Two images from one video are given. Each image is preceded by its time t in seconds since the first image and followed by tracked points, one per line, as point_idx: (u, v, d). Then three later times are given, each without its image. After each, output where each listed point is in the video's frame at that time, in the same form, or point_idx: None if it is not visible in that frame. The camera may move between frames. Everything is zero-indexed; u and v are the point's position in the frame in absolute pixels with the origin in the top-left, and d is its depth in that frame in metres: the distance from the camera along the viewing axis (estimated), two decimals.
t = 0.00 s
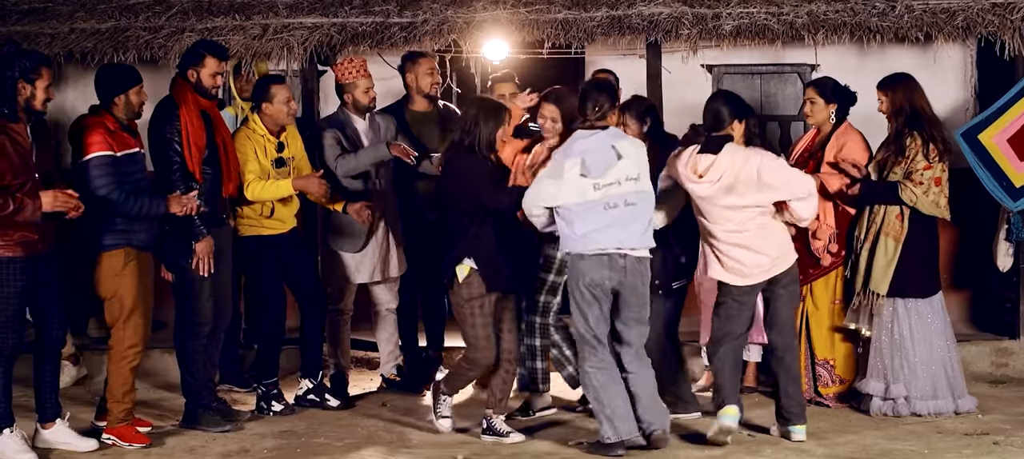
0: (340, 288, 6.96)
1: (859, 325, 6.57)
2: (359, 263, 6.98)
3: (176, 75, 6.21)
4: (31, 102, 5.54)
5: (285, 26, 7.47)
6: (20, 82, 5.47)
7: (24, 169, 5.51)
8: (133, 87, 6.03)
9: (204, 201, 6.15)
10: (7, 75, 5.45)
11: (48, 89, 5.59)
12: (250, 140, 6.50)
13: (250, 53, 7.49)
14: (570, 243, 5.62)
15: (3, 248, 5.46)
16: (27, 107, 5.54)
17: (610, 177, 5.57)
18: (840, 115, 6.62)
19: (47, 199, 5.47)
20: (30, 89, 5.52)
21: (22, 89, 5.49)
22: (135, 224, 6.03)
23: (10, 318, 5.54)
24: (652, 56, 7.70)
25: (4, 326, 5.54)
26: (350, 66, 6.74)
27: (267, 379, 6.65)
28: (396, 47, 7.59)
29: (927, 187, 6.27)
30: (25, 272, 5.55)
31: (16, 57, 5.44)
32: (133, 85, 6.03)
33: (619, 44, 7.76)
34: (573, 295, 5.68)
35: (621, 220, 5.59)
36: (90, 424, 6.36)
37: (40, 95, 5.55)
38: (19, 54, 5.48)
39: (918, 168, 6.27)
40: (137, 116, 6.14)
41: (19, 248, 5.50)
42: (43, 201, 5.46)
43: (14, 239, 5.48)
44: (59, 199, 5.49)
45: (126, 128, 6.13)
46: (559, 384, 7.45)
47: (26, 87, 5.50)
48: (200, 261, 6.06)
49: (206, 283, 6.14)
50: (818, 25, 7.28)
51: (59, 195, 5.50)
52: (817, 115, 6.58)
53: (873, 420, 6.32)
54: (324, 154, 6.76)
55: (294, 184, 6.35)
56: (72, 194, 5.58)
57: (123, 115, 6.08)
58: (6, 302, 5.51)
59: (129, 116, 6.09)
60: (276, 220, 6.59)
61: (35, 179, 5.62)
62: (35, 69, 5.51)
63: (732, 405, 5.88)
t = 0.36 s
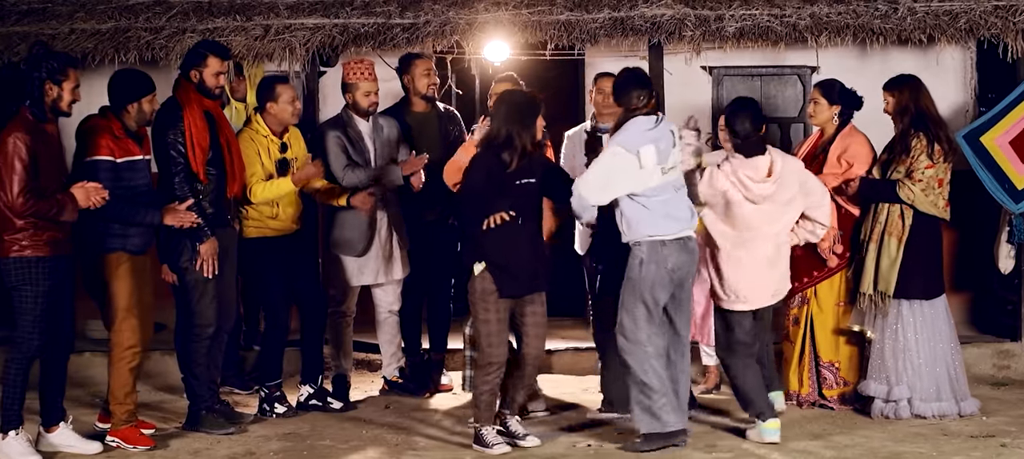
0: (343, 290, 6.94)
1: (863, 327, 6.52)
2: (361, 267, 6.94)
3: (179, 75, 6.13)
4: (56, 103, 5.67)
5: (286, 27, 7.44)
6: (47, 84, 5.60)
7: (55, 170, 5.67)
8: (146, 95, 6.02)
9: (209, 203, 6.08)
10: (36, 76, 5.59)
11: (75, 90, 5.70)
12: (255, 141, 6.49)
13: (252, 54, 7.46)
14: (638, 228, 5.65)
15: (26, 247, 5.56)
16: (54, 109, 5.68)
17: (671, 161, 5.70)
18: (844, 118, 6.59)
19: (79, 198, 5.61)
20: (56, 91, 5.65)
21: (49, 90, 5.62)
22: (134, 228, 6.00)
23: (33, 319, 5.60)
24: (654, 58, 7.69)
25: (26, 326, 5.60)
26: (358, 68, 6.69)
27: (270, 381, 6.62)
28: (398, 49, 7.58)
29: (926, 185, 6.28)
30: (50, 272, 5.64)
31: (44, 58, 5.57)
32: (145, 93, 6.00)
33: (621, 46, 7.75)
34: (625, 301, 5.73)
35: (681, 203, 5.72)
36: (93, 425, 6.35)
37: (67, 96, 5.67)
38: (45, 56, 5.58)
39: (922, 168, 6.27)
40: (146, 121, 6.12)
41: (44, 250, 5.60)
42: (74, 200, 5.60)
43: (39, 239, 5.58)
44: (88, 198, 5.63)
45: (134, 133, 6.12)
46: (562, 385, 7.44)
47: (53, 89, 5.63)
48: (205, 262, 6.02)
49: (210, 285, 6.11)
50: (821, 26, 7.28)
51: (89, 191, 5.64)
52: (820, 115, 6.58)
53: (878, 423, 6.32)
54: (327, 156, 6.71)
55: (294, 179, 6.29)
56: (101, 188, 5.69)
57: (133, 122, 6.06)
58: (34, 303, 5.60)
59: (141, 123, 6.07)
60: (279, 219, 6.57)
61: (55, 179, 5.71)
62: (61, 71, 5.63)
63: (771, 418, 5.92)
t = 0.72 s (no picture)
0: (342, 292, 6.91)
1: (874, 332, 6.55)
2: (360, 268, 6.90)
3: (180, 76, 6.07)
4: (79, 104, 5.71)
5: (285, 28, 7.42)
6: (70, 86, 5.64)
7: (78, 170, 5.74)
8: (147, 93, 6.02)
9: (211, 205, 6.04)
10: (58, 77, 5.63)
11: (97, 93, 5.72)
12: (256, 134, 6.45)
13: (250, 55, 7.43)
14: (685, 243, 5.62)
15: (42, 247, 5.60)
16: (76, 110, 5.73)
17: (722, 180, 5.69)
18: (846, 119, 6.61)
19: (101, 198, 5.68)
20: (79, 93, 5.68)
21: (71, 92, 5.66)
22: (129, 231, 5.93)
23: (52, 318, 5.64)
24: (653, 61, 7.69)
25: (45, 325, 5.64)
26: (362, 69, 6.67)
27: (270, 383, 6.57)
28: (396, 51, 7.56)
29: (933, 185, 6.27)
30: (66, 273, 5.67)
31: (67, 60, 5.60)
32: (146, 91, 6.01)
33: (620, 48, 7.74)
34: (669, 315, 5.71)
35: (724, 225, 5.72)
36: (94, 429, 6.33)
37: (89, 98, 5.70)
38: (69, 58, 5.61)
39: (926, 169, 6.25)
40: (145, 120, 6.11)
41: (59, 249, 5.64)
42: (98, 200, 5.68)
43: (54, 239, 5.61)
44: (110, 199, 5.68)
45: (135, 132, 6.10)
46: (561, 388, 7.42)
47: (76, 91, 5.67)
48: (207, 264, 5.99)
49: (211, 287, 6.07)
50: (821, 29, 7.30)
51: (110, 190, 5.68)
52: (824, 117, 6.59)
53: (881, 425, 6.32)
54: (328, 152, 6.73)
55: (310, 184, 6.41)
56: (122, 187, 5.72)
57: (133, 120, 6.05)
58: (51, 302, 5.64)
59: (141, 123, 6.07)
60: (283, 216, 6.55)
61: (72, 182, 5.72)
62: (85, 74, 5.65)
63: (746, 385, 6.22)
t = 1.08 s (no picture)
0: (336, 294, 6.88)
1: (870, 335, 6.55)
2: (354, 271, 6.87)
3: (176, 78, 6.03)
4: (72, 103, 5.59)
5: (279, 30, 7.39)
6: (63, 85, 5.53)
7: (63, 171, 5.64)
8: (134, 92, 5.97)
9: (209, 207, 6.00)
10: (51, 77, 5.51)
11: (89, 93, 5.63)
12: (255, 139, 6.41)
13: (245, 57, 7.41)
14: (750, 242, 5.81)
15: (25, 250, 5.49)
16: (69, 110, 5.61)
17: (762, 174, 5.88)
18: (843, 122, 6.64)
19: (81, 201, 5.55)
20: (73, 92, 5.57)
21: (65, 92, 5.55)
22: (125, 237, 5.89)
23: (30, 322, 5.53)
24: (647, 63, 7.69)
25: (23, 328, 5.54)
26: (361, 72, 6.65)
27: (265, 386, 6.53)
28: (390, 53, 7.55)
29: (935, 189, 6.30)
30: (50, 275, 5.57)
31: (63, 59, 5.50)
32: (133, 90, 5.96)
33: (613, 51, 7.74)
34: (722, 322, 5.84)
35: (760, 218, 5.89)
36: (87, 433, 6.28)
37: (82, 98, 5.60)
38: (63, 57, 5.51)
39: (927, 173, 6.28)
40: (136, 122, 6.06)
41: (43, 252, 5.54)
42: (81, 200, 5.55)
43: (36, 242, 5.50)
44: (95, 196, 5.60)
45: (127, 133, 6.04)
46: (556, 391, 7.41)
47: (69, 90, 5.56)
48: (204, 267, 5.94)
49: (209, 289, 6.03)
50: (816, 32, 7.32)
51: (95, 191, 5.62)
52: (821, 120, 6.60)
53: (876, 428, 6.31)
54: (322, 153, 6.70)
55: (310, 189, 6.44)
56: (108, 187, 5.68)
57: (122, 121, 6.00)
58: (31, 306, 5.53)
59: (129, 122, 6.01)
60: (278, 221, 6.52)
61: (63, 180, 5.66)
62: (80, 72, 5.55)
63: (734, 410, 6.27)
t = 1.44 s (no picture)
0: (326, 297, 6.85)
1: (863, 338, 6.57)
2: (343, 274, 6.84)
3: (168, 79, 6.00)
4: (42, 102, 5.49)
5: (269, 32, 7.38)
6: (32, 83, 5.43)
7: (30, 174, 5.48)
8: (123, 89, 5.89)
9: (201, 210, 5.97)
10: (23, 75, 5.43)
11: (61, 94, 5.54)
12: (245, 145, 6.36)
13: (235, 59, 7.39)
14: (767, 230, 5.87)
15: None
16: (37, 111, 5.50)
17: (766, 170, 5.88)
18: (833, 126, 6.65)
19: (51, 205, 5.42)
20: (42, 91, 5.47)
21: (36, 91, 5.45)
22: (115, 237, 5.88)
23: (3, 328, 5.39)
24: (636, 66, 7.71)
25: None
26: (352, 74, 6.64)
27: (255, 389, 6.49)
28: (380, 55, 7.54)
29: (921, 192, 6.33)
30: (22, 280, 5.43)
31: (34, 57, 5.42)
32: (122, 87, 5.89)
33: (602, 53, 7.75)
34: (724, 318, 5.95)
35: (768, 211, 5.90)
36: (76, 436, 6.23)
37: (52, 97, 5.50)
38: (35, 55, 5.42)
39: (918, 176, 6.29)
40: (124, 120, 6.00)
41: (17, 256, 5.40)
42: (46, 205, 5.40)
43: (12, 245, 5.37)
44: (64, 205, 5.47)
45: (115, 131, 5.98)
46: (546, 394, 7.39)
47: (39, 89, 5.46)
48: (196, 269, 5.90)
49: (200, 292, 5.98)
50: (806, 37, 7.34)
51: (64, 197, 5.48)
52: (812, 124, 6.61)
53: (868, 432, 6.31)
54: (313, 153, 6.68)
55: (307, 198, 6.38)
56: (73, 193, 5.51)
57: (112, 119, 5.94)
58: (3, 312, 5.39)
59: (118, 121, 5.94)
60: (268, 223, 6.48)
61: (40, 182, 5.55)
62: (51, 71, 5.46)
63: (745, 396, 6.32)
